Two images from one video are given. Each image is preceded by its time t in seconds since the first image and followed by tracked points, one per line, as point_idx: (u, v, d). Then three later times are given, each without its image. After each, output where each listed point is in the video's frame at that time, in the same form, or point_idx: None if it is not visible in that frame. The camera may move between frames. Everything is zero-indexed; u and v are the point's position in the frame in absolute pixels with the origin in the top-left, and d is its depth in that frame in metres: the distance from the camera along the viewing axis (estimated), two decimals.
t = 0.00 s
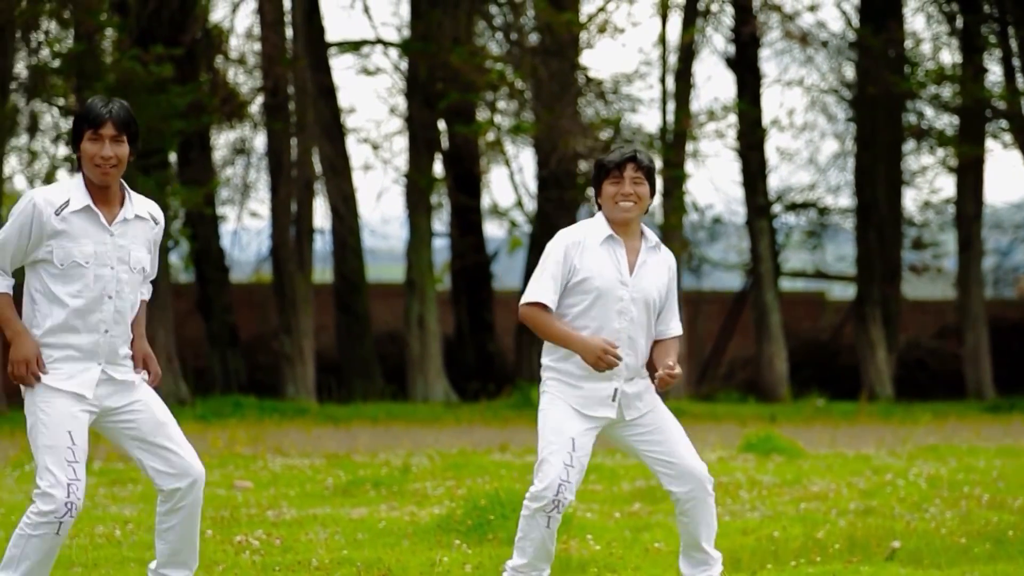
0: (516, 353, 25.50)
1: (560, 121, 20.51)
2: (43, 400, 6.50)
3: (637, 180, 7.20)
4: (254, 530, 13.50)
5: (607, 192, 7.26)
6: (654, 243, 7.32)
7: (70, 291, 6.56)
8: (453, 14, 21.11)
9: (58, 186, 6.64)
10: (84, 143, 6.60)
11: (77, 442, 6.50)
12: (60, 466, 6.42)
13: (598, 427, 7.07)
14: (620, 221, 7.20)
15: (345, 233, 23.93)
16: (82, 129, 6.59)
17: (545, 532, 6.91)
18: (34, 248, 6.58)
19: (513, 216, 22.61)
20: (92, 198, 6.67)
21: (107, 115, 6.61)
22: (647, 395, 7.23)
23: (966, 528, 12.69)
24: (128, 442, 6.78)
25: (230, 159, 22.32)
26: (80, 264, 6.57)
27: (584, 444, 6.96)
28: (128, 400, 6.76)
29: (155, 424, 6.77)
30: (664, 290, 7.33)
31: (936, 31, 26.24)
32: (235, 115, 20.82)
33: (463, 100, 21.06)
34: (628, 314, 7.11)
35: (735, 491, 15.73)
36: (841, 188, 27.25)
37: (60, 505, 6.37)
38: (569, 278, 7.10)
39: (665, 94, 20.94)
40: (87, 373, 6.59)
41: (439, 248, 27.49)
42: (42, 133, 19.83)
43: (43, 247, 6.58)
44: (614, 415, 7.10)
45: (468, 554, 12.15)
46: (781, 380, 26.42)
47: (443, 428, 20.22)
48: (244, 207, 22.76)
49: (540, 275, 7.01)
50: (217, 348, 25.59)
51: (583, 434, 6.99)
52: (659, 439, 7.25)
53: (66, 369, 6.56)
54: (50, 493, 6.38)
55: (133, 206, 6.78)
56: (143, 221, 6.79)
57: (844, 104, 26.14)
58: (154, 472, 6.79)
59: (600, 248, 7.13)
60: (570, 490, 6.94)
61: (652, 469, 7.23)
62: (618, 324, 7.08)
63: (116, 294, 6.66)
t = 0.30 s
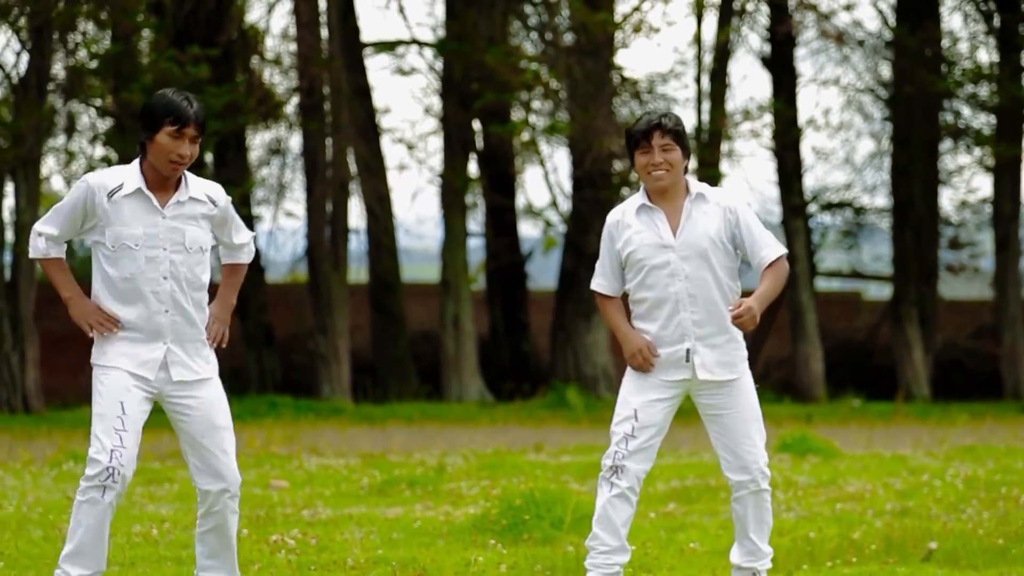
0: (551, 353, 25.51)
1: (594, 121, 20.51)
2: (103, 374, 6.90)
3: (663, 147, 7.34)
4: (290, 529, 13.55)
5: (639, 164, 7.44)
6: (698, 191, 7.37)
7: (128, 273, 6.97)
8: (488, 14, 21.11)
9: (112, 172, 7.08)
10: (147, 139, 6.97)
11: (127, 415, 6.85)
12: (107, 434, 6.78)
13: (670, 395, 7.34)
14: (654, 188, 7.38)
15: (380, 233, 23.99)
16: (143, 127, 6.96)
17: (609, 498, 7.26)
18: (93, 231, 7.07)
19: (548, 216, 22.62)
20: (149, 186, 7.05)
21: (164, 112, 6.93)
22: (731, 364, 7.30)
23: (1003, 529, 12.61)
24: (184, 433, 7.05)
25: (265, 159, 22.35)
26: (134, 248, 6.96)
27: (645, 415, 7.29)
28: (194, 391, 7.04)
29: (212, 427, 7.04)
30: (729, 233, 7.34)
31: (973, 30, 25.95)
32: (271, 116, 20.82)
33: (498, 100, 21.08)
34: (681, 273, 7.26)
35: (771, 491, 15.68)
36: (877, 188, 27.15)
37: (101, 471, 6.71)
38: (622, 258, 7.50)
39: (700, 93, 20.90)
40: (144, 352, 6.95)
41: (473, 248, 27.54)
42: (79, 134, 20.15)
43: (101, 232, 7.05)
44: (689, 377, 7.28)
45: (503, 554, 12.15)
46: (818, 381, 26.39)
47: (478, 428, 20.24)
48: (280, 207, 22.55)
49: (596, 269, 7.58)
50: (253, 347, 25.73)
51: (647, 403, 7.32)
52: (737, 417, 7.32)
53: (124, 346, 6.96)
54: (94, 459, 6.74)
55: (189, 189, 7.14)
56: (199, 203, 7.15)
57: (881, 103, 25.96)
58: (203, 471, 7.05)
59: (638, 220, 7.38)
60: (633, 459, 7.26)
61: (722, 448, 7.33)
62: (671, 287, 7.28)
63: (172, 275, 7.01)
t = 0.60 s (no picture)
0: (608, 351, 25.48)
1: (653, 118, 20.53)
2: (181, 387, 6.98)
3: (701, 184, 7.19)
4: (349, 526, 13.59)
5: (685, 200, 7.30)
6: (749, 231, 7.21)
7: (180, 305, 6.86)
8: (545, 11, 21.05)
9: (182, 204, 6.95)
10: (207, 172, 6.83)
11: (188, 420, 6.83)
12: (166, 434, 6.80)
13: (708, 418, 7.21)
14: (702, 225, 7.24)
15: (437, 231, 24.03)
16: (211, 159, 6.81)
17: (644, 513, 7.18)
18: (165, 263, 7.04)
19: (605, 213, 22.59)
20: (209, 218, 6.88)
21: (219, 146, 6.79)
22: (769, 400, 7.16)
23: None
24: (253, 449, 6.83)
25: (324, 156, 22.63)
26: (184, 280, 6.84)
27: (683, 430, 7.16)
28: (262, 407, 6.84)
29: (268, 449, 6.75)
30: (776, 274, 7.20)
31: None
32: (329, 114, 21.05)
33: (556, 97, 21.09)
34: (724, 311, 7.14)
35: (830, 489, 15.57)
36: (937, 185, 26.98)
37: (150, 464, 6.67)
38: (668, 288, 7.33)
39: (758, 90, 20.80)
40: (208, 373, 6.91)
41: (531, 245, 27.59)
42: (140, 132, 20.22)
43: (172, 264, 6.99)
44: (727, 413, 7.19)
45: (561, 551, 12.15)
46: (877, 379, 26.22)
47: (536, 425, 20.23)
48: (338, 205, 23.00)
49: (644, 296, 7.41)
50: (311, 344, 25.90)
51: (686, 421, 7.19)
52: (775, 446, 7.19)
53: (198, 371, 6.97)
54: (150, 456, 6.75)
55: (246, 225, 6.85)
56: (254, 238, 6.84)
57: (941, 100, 25.87)
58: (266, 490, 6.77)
59: (686, 252, 7.24)
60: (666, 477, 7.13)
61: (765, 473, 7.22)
62: (715, 323, 7.14)
63: (216, 310, 6.79)
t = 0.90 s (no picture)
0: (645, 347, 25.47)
1: (690, 113, 20.50)
2: (178, 362, 6.79)
3: (721, 142, 7.22)
4: (385, 522, 13.60)
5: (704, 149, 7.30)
6: (767, 191, 7.31)
7: (209, 251, 6.77)
8: (585, 7, 21.20)
9: (200, 148, 6.84)
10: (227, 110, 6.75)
11: (199, 405, 6.73)
12: (180, 424, 6.68)
13: (714, 389, 7.14)
14: (725, 174, 7.21)
15: (475, 226, 24.05)
16: (219, 98, 6.72)
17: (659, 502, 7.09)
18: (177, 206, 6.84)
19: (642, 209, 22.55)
20: (232, 159, 6.82)
21: (242, 85, 6.74)
22: (769, 352, 7.23)
23: None
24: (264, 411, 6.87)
25: (362, 153, 22.54)
26: (217, 225, 6.75)
27: (696, 415, 7.07)
28: (270, 367, 6.86)
29: (289, 401, 6.85)
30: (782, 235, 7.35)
31: None
32: (367, 110, 20.85)
33: (594, 93, 21.06)
34: (740, 265, 7.10)
35: (867, 486, 15.48)
36: (978, 181, 26.74)
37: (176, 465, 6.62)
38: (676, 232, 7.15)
39: (796, 85, 20.71)
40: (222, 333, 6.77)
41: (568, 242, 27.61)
42: (178, 129, 19.99)
43: (188, 206, 6.83)
44: (737, 369, 7.10)
45: (597, 547, 12.12)
46: (915, 376, 26.18)
47: (572, 421, 20.21)
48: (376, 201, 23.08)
49: (642, 225, 7.06)
50: (350, 340, 26.00)
51: (696, 403, 7.09)
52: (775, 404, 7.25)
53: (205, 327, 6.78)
54: (169, 451, 6.64)
55: (274, 164, 6.88)
56: (284, 178, 6.89)
57: (981, 95, 25.72)
58: (286, 445, 6.86)
59: (706, 202, 7.15)
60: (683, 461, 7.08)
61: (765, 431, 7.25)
62: (730, 274, 7.08)
63: (251, 253, 6.76)
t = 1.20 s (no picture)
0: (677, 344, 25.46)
1: (722, 110, 20.60)
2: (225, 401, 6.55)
3: (784, 172, 7.15)
4: (418, 518, 13.63)
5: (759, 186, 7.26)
6: (819, 228, 7.23)
7: (249, 307, 6.61)
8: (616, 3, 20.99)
9: (231, 207, 6.63)
10: (264, 170, 6.64)
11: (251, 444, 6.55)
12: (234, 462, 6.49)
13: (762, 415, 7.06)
14: (777, 212, 7.15)
15: (507, 224, 24.08)
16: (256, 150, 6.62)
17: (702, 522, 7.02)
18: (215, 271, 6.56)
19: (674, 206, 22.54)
20: (264, 213, 6.69)
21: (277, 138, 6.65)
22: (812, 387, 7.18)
23: None
24: (296, 445, 6.79)
25: (394, 150, 22.62)
26: (260, 283, 6.62)
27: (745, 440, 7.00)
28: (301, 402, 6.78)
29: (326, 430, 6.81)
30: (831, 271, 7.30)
31: None
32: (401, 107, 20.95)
33: (626, 89, 21.04)
34: (792, 302, 7.08)
35: (902, 483, 15.43)
36: (1012, 178, 26.60)
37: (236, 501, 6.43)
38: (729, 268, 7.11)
39: (830, 82, 20.64)
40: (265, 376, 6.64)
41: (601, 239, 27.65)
42: (212, 126, 19.92)
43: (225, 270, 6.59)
44: (778, 404, 7.07)
45: (630, 544, 12.12)
46: (949, 372, 26.09)
47: (604, 418, 20.19)
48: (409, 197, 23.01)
49: (699, 267, 7.04)
50: (382, 337, 26.09)
51: (746, 428, 7.02)
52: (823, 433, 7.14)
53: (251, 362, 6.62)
54: (224, 490, 6.45)
55: (299, 216, 6.82)
56: (310, 230, 6.83)
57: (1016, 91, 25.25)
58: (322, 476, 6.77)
59: (760, 236, 7.10)
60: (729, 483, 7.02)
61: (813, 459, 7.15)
62: (780, 312, 7.06)
63: (291, 304, 6.71)
